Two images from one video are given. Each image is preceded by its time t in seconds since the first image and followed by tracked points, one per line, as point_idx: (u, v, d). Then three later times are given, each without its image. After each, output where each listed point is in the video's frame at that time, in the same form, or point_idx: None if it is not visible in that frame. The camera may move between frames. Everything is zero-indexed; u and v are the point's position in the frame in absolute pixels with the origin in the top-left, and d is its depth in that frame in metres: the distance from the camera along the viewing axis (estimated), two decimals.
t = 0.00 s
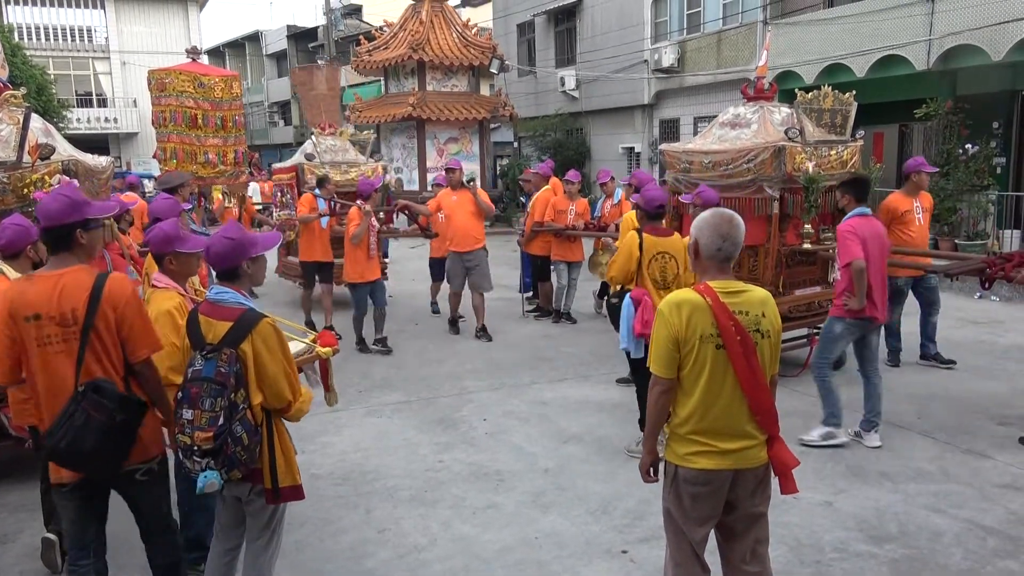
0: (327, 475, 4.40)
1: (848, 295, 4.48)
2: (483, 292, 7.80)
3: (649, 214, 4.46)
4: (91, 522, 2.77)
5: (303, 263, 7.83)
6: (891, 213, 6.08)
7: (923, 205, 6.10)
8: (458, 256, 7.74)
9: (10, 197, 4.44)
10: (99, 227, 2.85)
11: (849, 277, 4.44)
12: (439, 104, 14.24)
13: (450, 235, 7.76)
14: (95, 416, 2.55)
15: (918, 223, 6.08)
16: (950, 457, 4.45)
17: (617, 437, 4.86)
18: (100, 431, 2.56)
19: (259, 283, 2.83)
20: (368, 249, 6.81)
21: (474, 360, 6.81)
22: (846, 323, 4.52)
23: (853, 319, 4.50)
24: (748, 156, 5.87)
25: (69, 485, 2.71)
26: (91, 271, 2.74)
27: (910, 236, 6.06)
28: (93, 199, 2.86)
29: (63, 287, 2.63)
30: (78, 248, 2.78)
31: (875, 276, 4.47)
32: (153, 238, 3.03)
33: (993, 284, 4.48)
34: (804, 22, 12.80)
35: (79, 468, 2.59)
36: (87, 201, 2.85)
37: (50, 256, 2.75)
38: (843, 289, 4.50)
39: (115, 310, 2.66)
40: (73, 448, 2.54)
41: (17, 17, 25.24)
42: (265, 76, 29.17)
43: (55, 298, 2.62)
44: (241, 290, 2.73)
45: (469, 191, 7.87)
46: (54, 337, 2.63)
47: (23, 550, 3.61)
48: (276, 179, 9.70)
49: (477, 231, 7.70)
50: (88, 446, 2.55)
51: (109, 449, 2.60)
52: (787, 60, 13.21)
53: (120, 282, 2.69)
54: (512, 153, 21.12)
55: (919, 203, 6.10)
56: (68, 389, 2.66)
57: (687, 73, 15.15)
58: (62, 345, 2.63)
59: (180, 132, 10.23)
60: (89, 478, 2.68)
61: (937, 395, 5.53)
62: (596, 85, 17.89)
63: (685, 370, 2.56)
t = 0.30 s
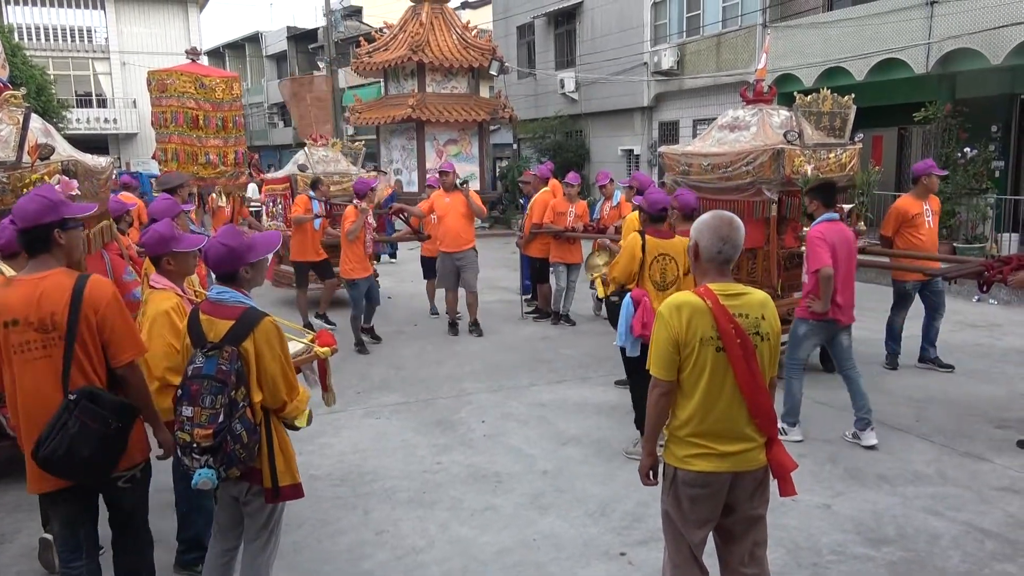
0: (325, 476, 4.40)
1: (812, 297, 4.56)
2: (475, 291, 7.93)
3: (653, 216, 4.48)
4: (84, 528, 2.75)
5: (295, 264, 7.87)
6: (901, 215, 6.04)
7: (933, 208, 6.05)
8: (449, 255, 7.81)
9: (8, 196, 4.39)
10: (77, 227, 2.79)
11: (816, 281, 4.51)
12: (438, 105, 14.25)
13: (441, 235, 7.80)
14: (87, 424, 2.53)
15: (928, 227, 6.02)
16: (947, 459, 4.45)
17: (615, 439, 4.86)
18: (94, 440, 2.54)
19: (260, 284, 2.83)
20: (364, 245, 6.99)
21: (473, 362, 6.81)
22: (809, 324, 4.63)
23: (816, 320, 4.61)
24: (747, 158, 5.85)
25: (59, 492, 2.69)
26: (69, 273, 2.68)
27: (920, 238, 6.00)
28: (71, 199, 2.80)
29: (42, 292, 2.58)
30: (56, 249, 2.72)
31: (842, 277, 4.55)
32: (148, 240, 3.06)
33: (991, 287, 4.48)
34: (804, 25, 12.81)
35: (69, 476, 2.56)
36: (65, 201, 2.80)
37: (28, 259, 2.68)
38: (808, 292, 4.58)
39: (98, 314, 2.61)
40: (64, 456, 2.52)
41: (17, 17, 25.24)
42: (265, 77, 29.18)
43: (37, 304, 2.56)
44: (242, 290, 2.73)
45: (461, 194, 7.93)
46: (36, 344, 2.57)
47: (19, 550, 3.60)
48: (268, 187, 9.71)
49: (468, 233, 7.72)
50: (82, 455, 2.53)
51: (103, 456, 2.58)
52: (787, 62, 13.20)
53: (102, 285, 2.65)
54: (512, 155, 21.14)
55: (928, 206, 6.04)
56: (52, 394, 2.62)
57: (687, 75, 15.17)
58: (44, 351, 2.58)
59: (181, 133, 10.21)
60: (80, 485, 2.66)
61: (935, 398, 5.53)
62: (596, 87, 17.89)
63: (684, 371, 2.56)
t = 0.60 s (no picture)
0: (325, 479, 4.39)
1: (779, 294, 4.63)
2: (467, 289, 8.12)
3: (653, 216, 4.52)
4: (78, 534, 2.75)
5: (300, 264, 7.91)
6: (914, 214, 5.95)
7: (945, 208, 5.98)
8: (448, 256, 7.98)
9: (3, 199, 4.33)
10: (66, 233, 2.77)
11: (781, 278, 4.59)
12: (436, 108, 14.25)
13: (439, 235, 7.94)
14: (64, 433, 2.51)
15: (940, 227, 5.96)
16: (947, 459, 4.45)
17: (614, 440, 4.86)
18: (70, 449, 2.52)
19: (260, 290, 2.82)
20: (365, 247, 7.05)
21: (472, 364, 6.81)
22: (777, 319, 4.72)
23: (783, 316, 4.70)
24: (744, 159, 5.87)
25: (50, 499, 2.69)
26: (55, 279, 2.67)
27: (933, 239, 5.94)
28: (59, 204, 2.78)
29: (25, 299, 2.57)
30: (44, 256, 2.71)
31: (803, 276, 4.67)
32: (148, 243, 3.04)
33: (990, 285, 4.50)
34: (801, 26, 12.82)
35: (53, 484, 2.56)
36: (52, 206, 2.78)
37: (16, 266, 2.68)
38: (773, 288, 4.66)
39: (79, 321, 2.59)
40: (43, 465, 2.50)
41: (14, 22, 25.22)
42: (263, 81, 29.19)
43: (17, 311, 2.55)
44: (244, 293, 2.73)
45: (462, 195, 8.16)
46: (19, 351, 2.57)
47: (20, 555, 3.60)
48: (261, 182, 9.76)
49: (467, 233, 7.95)
50: (58, 464, 2.51)
51: (81, 465, 2.56)
52: (785, 64, 13.20)
53: (86, 291, 2.63)
54: (510, 158, 21.16)
55: (940, 206, 5.97)
56: (38, 402, 2.61)
57: (685, 77, 15.18)
58: (28, 359, 2.57)
59: (181, 136, 10.20)
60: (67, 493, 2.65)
61: (934, 398, 5.53)
62: (594, 89, 17.91)
63: (684, 373, 2.56)
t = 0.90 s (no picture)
0: (324, 482, 4.39)
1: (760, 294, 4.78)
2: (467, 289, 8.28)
3: (636, 218, 4.67)
4: (74, 539, 2.75)
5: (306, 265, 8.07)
6: (922, 214, 5.90)
7: (952, 209, 5.95)
8: (454, 253, 8.14)
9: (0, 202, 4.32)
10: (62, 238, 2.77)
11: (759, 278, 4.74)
12: (435, 110, 14.26)
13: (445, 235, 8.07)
14: (50, 438, 2.47)
15: (947, 228, 5.92)
16: (947, 460, 4.45)
17: (614, 442, 4.86)
18: (55, 454, 2.48)
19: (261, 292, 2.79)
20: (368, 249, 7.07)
21: (471, 366, 6.81)
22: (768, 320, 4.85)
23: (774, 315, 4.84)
24: (743, 161, 5.88)
25: (44, 503, 2.69)
26: (49, 283, 2.67)
27: (941, 240, 5.90)
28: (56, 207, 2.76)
29: (18, 303, 2.56)
30: (42, 260, 2.71)
31: (782, 274, 4.81)
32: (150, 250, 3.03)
33: (989, 286, 4.50)
34: (799, 28, 12.84)
35: (42, 488, 2.54)
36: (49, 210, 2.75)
37: (12, 271, 2.68)
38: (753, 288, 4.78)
39: (70, 325, 2.59)
40: (31, 469, 2.48)
41: (12, 25, 25.21)
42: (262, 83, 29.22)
43: (10, 315, 2.55)
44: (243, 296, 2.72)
45: (464, 198, 8.34)
46: (12, 355, 2.56)
47: (20, 559, 3.59)
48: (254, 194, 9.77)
49: (470, 233, 8.06)
50: (45, 468, 2.48)
51: (68, 469, 2.52)
52: (784, 65, 13.20)
53: (79, 295, 2.63)
54: (508, 160, 21.18)
55: (948, 207, 5.94)
56: (31, 406, 2.61)
57: (683, 79, 15.19)
58: (21, 363, 2.57)
59: (180, 139, 10.18)
60: (59, 498, 2.64)
61: (933, 399, 5.53)
62: (592, 91, 17.94)
63: (684, 375, 2.56)
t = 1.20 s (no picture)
0: (324, 484, 4.39)
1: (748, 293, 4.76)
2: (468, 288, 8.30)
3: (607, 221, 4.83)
4: (71, 543, 2.75)
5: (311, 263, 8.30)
6: (930, 217, 5.86)
7: (955, 212, 5.94)
8: (450, 254, 8.24)
9: None
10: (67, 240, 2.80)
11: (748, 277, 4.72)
12: (434, 113, 14.27)
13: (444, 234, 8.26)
14: (40, 442, 2.46)
15: (951, 231, 5.93)
16: (946, 463, 4.45)
17: (614, 445, 4.85)
18: (44, 459, 2.47)
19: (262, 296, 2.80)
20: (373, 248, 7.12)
21: (471, 369, 6.81)
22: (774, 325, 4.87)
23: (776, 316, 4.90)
24: (743, 163, 5.89)
25: (38, 507, 2.69)
26: (46, 286, 2.67)
27: (947, 244, 5.90)
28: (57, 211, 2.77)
29: (12, 307, 2.57)
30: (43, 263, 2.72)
31: (771, 278, 4.83)
32: (155, 251, 3.00)
33: (988, 288, 4.58)
34: (798, 30, 12.84)
35: (33, 493, 2.53)
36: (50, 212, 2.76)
37: (11, 274, 2.69)
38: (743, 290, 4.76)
39: (63, 329, 2.58)
40: (21, 474, 2.47)
41: (12, 27, 25.24)
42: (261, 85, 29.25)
43: (4, 318, 2.55)
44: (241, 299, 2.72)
45: (463, 199, 8.40)
46: (6, 359, 2.56)
47: (17, 561, 3.58)
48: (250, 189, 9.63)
49: (469, 232, 8.19)
50: (34, 473, 2.47)
51: (58, 474, 2.51)
52: (784, 67, 13.18)
53: (73, 298, 2.62)
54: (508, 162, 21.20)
55: (952, 209, 5.94)
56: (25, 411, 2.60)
57: (682, 81, 15.20)
58: (15, 367, 2.57)
59: (180, 141, 10.15)
60: (53, 503, 2.64)
61: (933, 402, 5.53)
62: (591, 93, 17.95)
63: (683, 378, 2.56)
